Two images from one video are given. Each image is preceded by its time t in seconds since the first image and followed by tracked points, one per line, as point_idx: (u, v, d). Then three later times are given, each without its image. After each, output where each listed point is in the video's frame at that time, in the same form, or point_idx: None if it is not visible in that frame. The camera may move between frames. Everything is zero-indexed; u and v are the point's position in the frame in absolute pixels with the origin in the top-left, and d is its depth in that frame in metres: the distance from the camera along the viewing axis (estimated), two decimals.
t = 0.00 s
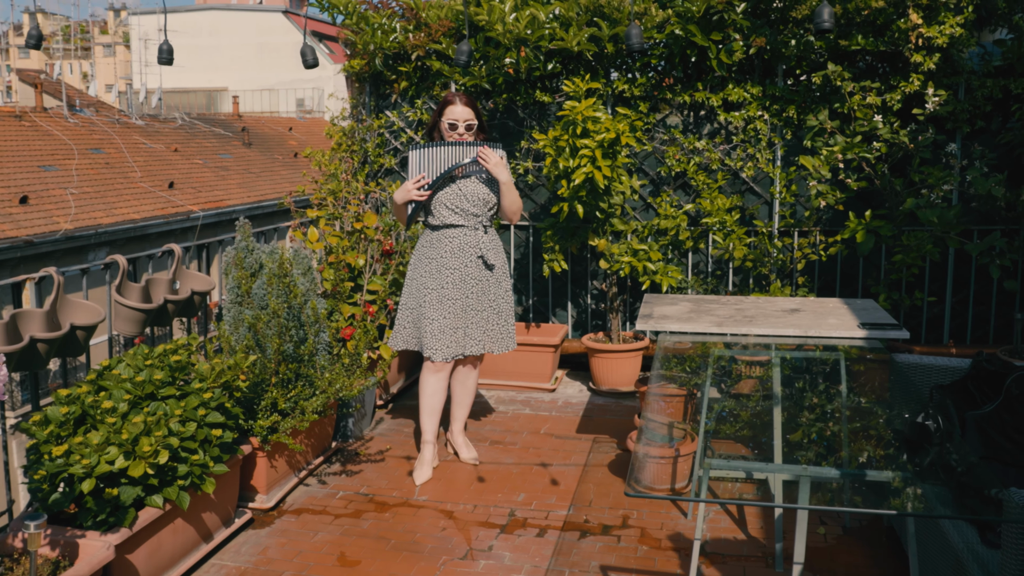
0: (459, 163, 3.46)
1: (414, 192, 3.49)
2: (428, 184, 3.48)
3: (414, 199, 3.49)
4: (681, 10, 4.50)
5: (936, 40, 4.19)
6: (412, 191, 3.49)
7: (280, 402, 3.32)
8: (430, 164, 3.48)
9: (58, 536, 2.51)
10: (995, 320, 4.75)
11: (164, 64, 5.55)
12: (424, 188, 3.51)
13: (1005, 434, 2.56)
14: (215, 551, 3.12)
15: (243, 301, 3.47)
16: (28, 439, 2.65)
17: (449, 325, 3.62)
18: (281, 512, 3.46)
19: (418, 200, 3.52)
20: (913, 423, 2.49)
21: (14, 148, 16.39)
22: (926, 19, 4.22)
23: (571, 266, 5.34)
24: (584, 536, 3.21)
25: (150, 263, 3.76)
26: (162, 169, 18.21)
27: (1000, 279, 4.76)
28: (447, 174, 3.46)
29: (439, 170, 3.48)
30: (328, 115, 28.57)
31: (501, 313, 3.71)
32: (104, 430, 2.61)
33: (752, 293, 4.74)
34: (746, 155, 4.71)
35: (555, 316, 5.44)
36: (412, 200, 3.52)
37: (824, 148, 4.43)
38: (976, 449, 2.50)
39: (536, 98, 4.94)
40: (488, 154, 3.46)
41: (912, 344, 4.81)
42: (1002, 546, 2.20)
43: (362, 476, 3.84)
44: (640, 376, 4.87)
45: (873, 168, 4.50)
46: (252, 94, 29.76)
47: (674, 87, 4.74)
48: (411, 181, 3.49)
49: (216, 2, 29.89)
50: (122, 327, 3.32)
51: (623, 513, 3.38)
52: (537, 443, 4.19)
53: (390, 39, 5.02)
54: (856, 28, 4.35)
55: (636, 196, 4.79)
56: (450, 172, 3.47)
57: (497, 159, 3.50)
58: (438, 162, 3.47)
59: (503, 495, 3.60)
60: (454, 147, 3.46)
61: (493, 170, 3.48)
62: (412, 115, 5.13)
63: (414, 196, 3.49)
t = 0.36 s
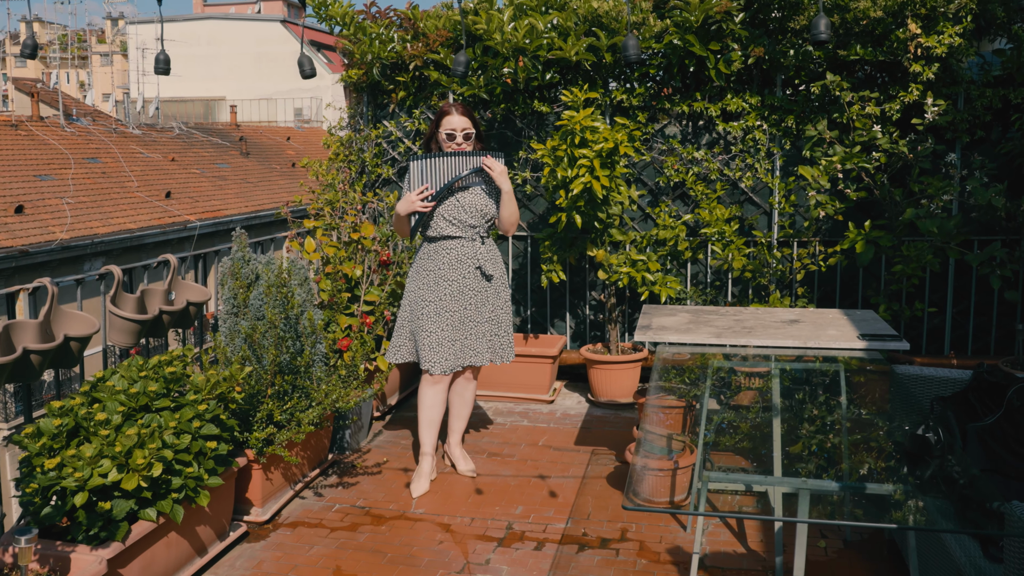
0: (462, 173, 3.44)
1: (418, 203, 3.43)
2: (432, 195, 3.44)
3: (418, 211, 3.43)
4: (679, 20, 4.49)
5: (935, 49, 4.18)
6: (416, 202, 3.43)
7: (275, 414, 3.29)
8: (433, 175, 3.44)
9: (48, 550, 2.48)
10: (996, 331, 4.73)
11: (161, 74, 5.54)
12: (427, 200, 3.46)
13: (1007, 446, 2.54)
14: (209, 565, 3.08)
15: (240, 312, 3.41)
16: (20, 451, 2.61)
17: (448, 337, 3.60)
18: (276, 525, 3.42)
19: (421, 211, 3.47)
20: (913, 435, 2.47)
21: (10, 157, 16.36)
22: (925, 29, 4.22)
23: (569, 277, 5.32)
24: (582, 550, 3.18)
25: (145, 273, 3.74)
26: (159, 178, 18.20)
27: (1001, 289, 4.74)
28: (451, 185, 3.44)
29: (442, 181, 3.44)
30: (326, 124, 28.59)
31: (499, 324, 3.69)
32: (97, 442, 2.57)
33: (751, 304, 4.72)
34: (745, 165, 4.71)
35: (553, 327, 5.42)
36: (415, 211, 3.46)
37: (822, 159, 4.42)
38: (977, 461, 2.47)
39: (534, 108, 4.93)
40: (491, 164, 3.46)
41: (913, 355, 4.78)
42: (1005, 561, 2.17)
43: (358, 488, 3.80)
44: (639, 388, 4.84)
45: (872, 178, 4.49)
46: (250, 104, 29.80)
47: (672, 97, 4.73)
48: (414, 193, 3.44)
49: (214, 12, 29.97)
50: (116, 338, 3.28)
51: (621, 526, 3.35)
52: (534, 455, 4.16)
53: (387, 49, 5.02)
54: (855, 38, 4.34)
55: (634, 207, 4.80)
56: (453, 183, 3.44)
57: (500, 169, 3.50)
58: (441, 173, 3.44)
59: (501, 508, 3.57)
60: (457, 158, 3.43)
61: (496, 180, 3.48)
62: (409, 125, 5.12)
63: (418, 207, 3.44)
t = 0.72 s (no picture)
0: (463, 180, 3.46)
1: (418, 210, 3.44)
2: (431, 202, 3.46)
3: (418, 217, 3.44)
4: (677, 30, 4.49)
5: (934, 59, 4.19)
6: (416, 209, 3.44)
7: (272, 425, 3.28)
8: (433, 181, 3.46)
9: (43, 562, 2.46)
10: (996, 341, 4.72)
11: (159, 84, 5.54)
12: (427, 207, 3.48)
13: (1007, 457, 2.53)
14: None
15: (237, 322, 3.39)
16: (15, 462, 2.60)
17: (444, 347, 3.58)
18: (273, 536, 3.40)
19: (421, 219, 3.47)
20: (912, 447, 2.46)
21: (7, 167, 16.36)
22: (923, 39, 4.21)
23: (567, 288, 5.32)
24: (580, 561, 3.16)
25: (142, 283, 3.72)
26: (157, 188, 18.19)
27: (1001, 300, 4.74)
28: (451, 192, 3.46)
29: (441, 188, 3.46)
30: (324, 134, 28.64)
31: (496, 335, 3.68)
32: (93, 453, 2.56)
33: (750, 314, 4.72)
34: (744, 175, 4.71)
35: (552, 337, 5.41)
36: (414, 218, 3.46)
37: (821, 169, 4.43)
38: (977, 472, 2.46)
39: (532, 118, 4.94)
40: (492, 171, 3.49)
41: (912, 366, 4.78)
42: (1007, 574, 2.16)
43: (355, 500, 3.78)
44: (637, 399, 4.82)
45: (870, 189, 4.49)
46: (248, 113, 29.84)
47: (671, 107, 4.74)
48: (414, 199, 3.45)
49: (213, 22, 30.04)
50: (113, 348, 3.26)
51: (620, 538, 3.33)
52: (533, 466, 4.15)
53: (385, 59, 5.03)
54: (853, 49, 4.34)
55: (633, 217, 4.79)
56: (453, 189, 3.47)
57: (500, 176, 3.52)
58: (441, 180, 3.46)
59: (499, 519, 3.55)
60: (457, 164, 3.47)
61: (496, 186, 3.51)
62: (407, 135, 5.13)
63: (418, 214, 3.44)
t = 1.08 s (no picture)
0: (454, 196, 3.47)
1: (412, 232, 3.46)
2: (425, 222, 3.47)
3: (413, 238, 3.45)
4: (675, 46, 4.52)
5: (930, 75, 4.20)
6: (410, 230, 3.47)
7: (269, 442, 3.27)
8: (425, 201, 3.48)
9: None
10: (995, 357, 4.72)
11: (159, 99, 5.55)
12: (421, 227, 3.50)
13: (1006, 474, 2.51)
14: None
15: (235, 338, 3.38)
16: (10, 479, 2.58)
17: (438, 365, 3.56)
18: (270, 554, 3.38)
19: (415, 240, 3.50)
20: (911, 463, 2.43)
21: (6, 182, 16.37)
22: (919, 56, 4.22)
23: (566, 303, 5.31)
24: None
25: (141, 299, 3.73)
26: (156, 203, 18.22)
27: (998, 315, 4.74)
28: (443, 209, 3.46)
29: (433, 207, 3.48)
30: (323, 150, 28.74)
31: (491, 353, 3.65)
32: (89, 470, 2.54)
33: (749, 330, 4.72)
34: (742, 191, 4.72)
35: (550, 352, 5.41)
36: (409, 240, 3.49)
37: (818, 185, 4.44)
38: (977, 490, 2.45)
39: (530, 134, 4.96)
40: (482, 184, 3.48)
41: (911, 382, 4.78)
42: None
43: (353, 517, 3.77)
44: (636, 415, 4.80)
45: (868, 205, 4.51)
46: (247, 129, 29.95)
47: (668, 123, 4.76)
48: (407, 222, 3.47)
49: (213, 38, 30.21)
50: (110, 364, 3.26)
51: (619, 555, 3.31)
52: (531, 482, 4.13)
53: (384, 76, 5.07)
54: (849, 65, 4.35)
55: (631, 233, 4.79)
56: (444, 207, 3.49)
57: (490, 189, 3.52)
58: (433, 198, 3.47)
59: (496, 536, 3.53)
60: (447, 182, 3.48)
61: (487, 200, 3.50)
62: (406, 151, 5.15)
63: (413, 235, 3.46)
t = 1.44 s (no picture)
0: (443, 217, 3.53)
1: (398, 250, 3.52)
2: (411, 240, 3.53)
3: (398, 256, 3.51)
4: (672, 67, 4.56)
5: (926, 95, 4.23)
6: (396, 249, 3.52)
7: (268, 461, 3.26)
8: (414, 221, 3.54)
9: None
10: (994, 375, 4.73)
11: (158, 119, 5.58)
12: (408, 246, 3.55)
13: (1005, 492, 2.55)
14: None
15: (232, 356, 3.42)
16: (7, 499, 2.58)
17: (432, 387, 3.57)
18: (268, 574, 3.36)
19: (402, 258, 3.56)
20: (910, 482, 2.46)
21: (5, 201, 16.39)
22: (914, 75, 4.25)
23: (564, 322, 5.31)
24: None
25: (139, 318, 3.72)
26: (154, 221, 18.25)
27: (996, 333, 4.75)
28: (431, 229, 3.51)
29: (422, 226, 3.53)
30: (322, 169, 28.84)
31: (485, 373, 3.65)
32: (86, 490, 2.54)
33: (748, 349, 4.72)
34: (739, 211, 4.75)
35: (548, 371, 5.41)
36: (396, 258, 3.55)
37: (816, 204, 4.47)
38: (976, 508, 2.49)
39: (529, 153, 4.99)
40: (471, 209, 3.55)
41: (909, 401, 4.78)
42: None
43: (351, 537, 3.75)
44: (634, 434, 4.78)
45: (865, 224, 4.53)
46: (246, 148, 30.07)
47: (666, 142, 4.79)
48: (395, 240, 3.53)
49: (213, 57, 30.40)
50: (108, 384, 3.25)
51: None
52: (530, 502, 4.12)
53: (383, 95, 5.10)
54: (846, 85, 4.36)
55: (629, 252, 4.81)
56: (434, 227, 3.53)
57: (480, 214, 3.56)
58: (422, 219, 3.53)
59: (495, 556, 3.51)
60: (438, 203, 3.54)
61: (476, 224, 3.54)
62: (405, 170, 5.17)
63: (399, 253, 3.52)
